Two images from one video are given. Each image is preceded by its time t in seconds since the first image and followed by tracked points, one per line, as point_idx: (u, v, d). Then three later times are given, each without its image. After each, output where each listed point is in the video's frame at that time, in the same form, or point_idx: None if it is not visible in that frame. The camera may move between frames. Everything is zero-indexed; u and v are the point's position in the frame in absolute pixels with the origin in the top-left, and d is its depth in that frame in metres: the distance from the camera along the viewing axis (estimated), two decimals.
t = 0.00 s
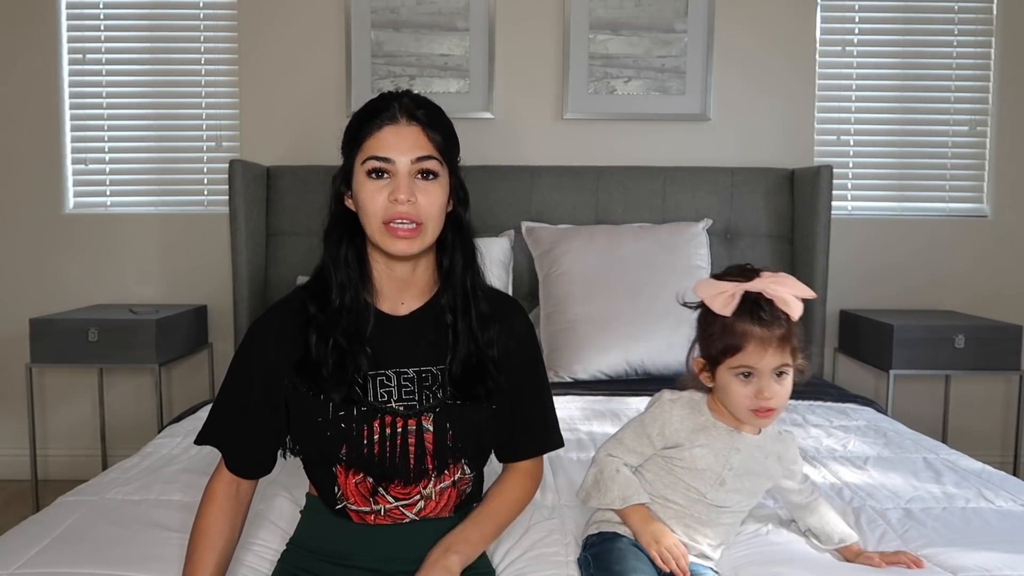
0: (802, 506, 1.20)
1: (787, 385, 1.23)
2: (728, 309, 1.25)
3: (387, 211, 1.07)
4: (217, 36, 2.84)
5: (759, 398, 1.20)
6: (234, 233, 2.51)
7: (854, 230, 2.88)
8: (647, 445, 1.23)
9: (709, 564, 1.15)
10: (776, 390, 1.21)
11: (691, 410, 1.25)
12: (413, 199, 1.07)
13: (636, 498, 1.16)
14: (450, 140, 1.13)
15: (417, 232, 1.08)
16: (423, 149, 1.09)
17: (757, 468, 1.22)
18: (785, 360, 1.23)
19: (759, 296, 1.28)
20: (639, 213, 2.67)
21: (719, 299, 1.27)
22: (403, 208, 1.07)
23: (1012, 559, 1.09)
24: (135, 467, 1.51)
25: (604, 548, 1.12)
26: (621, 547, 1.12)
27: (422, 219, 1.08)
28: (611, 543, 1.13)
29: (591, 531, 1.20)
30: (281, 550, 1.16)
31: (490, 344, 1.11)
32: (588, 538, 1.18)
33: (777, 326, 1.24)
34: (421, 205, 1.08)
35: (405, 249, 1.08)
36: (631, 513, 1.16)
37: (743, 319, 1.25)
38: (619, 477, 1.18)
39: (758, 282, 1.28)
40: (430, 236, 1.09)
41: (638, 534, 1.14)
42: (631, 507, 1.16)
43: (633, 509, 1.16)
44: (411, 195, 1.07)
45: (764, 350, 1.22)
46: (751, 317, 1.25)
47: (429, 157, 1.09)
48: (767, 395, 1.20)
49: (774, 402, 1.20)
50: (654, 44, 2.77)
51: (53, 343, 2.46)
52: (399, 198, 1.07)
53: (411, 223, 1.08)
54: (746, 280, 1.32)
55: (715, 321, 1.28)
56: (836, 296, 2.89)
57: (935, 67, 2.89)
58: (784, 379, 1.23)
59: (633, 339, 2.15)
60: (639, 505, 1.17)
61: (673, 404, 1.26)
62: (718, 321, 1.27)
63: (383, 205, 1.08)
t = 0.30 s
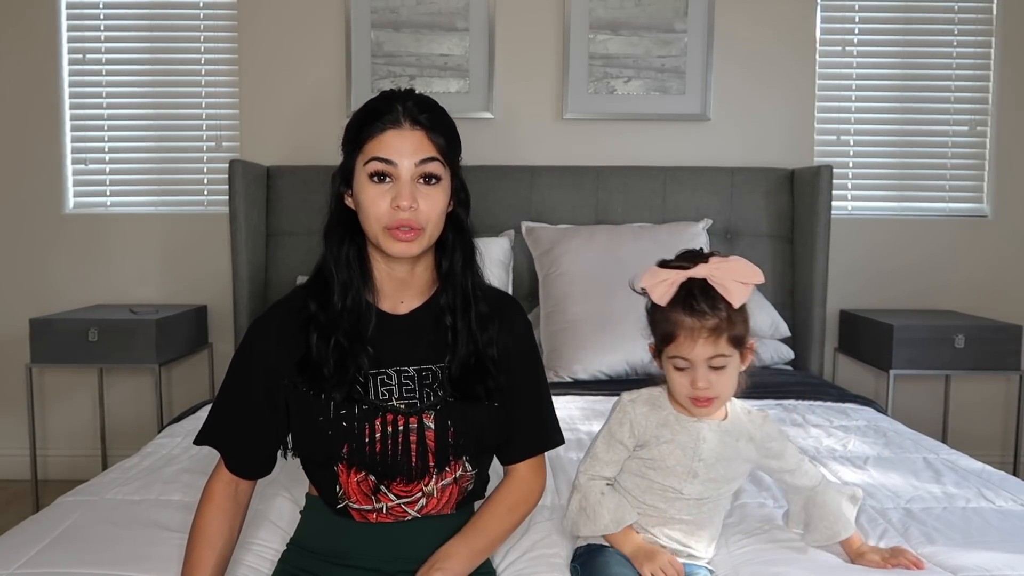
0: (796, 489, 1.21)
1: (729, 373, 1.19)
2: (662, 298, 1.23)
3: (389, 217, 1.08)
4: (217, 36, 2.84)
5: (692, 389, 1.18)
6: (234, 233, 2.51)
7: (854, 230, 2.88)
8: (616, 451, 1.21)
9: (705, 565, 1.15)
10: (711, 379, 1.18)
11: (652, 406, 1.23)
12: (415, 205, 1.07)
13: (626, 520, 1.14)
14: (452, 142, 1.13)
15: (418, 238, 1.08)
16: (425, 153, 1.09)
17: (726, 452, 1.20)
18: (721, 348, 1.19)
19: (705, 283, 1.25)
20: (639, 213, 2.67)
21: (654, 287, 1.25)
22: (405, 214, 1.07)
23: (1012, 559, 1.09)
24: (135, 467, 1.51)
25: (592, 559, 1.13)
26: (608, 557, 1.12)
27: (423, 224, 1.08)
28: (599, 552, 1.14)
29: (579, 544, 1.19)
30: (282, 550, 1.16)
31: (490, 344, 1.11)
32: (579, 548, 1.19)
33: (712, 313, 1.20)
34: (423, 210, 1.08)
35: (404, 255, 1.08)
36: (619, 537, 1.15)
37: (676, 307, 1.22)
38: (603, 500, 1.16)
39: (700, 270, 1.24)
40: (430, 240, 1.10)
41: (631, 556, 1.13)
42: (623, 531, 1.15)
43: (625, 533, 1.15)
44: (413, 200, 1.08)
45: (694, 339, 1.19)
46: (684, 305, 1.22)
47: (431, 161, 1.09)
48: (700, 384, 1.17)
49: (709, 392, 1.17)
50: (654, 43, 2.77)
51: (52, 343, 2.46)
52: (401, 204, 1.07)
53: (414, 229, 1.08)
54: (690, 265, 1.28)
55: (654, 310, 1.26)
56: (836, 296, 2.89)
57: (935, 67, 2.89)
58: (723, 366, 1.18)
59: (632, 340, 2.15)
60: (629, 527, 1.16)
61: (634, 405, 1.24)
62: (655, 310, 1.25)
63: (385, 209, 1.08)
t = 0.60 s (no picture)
0: (774, 478, 1.21)
1: (685, 364, 1.18)
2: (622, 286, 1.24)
3: (362, 235, 1.04)
4: (217, 35, 2.84)
5: (644, 378, 1.18)
6: (234, 233, 2.50)
7: (854, 230, 2.88)
8: (609, 459, 1.18)
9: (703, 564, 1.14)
10: (660, 367, 1.17)
11: (632, 406, 1.22)
12: (382, 231, 1.03)
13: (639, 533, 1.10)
14: (433, 154, 1.06)
15: (391, 258, 1.05)
16: (398, 172, 1.03)
17: (707, 443, 1.19)
18: (673, 338, 1.18)
19: (667, 274, 1.23)
20: (639, 213, 2.67)
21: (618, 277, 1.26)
22: (373, 239, 1.03)
23: (1012, 559, 1.09)
24: (135, 467, 1.51)
25: (591, 566, 1.14)
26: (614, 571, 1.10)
27: (393, 247, 1.04)
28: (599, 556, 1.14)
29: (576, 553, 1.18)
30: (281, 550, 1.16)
31: (480, 343, 1.09)
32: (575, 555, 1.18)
33: (666, 301, 1.20)
34: (392, 234, 1.04)
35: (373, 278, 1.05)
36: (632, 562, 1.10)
37: (633, 296, 1.22)
38: (611, 515, 1.12)
39: (663, 260, 1.24)
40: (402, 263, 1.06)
41: None
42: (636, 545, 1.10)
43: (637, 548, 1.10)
44: (383, 224, 1.03)
45: (644, 326, 1.19)
46: (640, 293, 1.22)
47: (403, 182, 1.03)
48: (650, 375, 1.17)
49: (657, 380, 1.17)
50: (654, 43, 2.77)
51: (53, 343, 2.46)
52: (369, 229, 1.03)
53: (384, 252, 1.04)
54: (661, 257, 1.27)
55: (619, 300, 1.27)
56: (836, 296, 2.89)
57: (935, 67, 2.89)
58: (677, 357, 1.17)
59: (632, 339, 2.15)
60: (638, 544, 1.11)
61: (615, 407, 1.22)
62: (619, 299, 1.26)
63: (358, 228, 1.04)
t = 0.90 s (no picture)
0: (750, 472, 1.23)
1: (664, 374, 1.16)
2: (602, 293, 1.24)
3: (338, 246, 1.03)
4: (217, 36, 2.84)
5: (621, 388, 1.17)
6: (234, 233, 2.50)
7: (854, 230, 2.88)
8: (609, 467, 1.16)
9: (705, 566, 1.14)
10: (635, 378, 1.16)
11: (623, 413, 1.20)
12: (358, 245, 1.01)
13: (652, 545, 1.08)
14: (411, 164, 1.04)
15: (366, 269, 1.04)
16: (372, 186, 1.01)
17: (697, 440, 1.19)
18: (649, 349, 1.17)
19: (647, 280, 1.22)
20: (639, 213, 2.67)
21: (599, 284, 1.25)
22: (349, 253, 1.02)
23: (1013, 559, 1.09)
24: (135, 467, 1.51)
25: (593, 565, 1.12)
26: None
27: (371, 260, 1.03)
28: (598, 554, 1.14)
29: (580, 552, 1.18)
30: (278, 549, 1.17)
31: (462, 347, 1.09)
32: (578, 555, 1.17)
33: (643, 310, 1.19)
34: (368, 248, 1.02)
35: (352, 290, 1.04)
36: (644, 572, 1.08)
37: (612, 304, 1.21)
38: (620, 522, 1.11)
39: (642, 267, 1.22)
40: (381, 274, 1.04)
41: None
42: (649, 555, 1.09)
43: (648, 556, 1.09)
44: (358, 238, 1.01)
45: (620, 337, 1.18)
46: (619, 302, 1.21)
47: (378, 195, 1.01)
48: (628, 386, 1.16)
49: (632, 392, 1.16)
50: (654, 43, 2.77)
51: (53, 344, 2.46)
52: (345, 243, 1.01)
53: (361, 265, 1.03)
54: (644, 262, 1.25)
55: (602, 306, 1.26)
56: (836, 296, 2.89)
57: (935, 67, 2.89)
58: (654, 368, 1.16)
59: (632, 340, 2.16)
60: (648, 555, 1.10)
61: (607, 415, 1.21)
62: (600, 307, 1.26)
63: (335, 238, 1.03)
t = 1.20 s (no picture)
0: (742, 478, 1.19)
1: (636, 360, 1.15)
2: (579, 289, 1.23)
3: (372, 212, 1.07)
4: (217, 36, 2.84)
5: (595, 375, 1.16)
6: (234, 233, 2.50)
7: (854, 231, 2.88)
8: (577, 485, 1.12)
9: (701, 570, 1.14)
10: (612, 363, 1.15)
11: (588, 426, 1.16)
12: (400, 201, 1.07)
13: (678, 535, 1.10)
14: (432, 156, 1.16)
15: (399, 238, 1.08)
16: (410, 154, 1.10)
17: (668, 462, 1.14)
18: (621, 329, 1.16)
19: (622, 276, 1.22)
20: (639, 213, 2.67)
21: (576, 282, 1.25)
22: (390, 209, 1.07)
23: (1014, 560, 1.09)
24: (134, 467, 1.51)
25: None
26: None
27: (406, 222, 1.09)
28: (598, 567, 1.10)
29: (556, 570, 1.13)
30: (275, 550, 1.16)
31: (457, 353, 1.13)
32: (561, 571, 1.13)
33: (617, 300, 1.19)
34: (406, 208, 1.08)
35: (385, 252, 1.08)
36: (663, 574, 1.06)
37: (588, 296, 1.21)
38: (590, 539, 1.07)
39: (619, 264, 1.23)
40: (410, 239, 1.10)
41: None
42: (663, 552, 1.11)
43: (621, 568, 1.06)
44: (399, 196, 1.08)
45: (594, 323, 1.18)
46: (594, 294, 1.21)
47: (415, 163, 1.11)
48: (601, 369, 1.15)
49: (608, 376, 1.14)
50: (654, 43, 2.77)
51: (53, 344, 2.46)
52: (388, 198, 1.07)
53: (394, 225, 1.08)
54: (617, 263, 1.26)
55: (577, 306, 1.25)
56: (836, 296, 2.90)
57: (935, 67, 2.89)
58: (627, 350, 1.15)
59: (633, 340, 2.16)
60: (671, 550, 1.08)
61: (574, 430, 1.16)
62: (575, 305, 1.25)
63: (369, 206, 1.08)
